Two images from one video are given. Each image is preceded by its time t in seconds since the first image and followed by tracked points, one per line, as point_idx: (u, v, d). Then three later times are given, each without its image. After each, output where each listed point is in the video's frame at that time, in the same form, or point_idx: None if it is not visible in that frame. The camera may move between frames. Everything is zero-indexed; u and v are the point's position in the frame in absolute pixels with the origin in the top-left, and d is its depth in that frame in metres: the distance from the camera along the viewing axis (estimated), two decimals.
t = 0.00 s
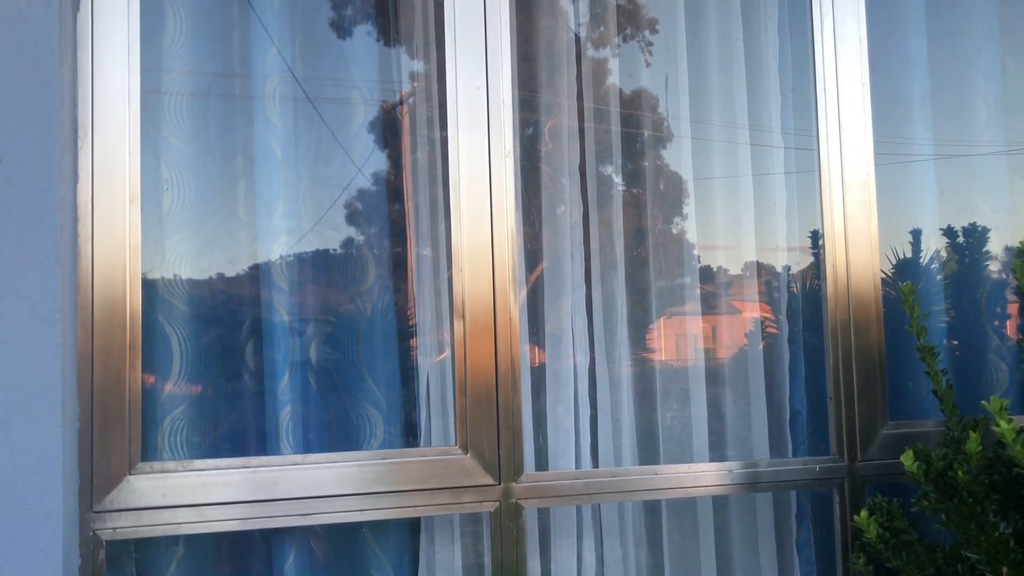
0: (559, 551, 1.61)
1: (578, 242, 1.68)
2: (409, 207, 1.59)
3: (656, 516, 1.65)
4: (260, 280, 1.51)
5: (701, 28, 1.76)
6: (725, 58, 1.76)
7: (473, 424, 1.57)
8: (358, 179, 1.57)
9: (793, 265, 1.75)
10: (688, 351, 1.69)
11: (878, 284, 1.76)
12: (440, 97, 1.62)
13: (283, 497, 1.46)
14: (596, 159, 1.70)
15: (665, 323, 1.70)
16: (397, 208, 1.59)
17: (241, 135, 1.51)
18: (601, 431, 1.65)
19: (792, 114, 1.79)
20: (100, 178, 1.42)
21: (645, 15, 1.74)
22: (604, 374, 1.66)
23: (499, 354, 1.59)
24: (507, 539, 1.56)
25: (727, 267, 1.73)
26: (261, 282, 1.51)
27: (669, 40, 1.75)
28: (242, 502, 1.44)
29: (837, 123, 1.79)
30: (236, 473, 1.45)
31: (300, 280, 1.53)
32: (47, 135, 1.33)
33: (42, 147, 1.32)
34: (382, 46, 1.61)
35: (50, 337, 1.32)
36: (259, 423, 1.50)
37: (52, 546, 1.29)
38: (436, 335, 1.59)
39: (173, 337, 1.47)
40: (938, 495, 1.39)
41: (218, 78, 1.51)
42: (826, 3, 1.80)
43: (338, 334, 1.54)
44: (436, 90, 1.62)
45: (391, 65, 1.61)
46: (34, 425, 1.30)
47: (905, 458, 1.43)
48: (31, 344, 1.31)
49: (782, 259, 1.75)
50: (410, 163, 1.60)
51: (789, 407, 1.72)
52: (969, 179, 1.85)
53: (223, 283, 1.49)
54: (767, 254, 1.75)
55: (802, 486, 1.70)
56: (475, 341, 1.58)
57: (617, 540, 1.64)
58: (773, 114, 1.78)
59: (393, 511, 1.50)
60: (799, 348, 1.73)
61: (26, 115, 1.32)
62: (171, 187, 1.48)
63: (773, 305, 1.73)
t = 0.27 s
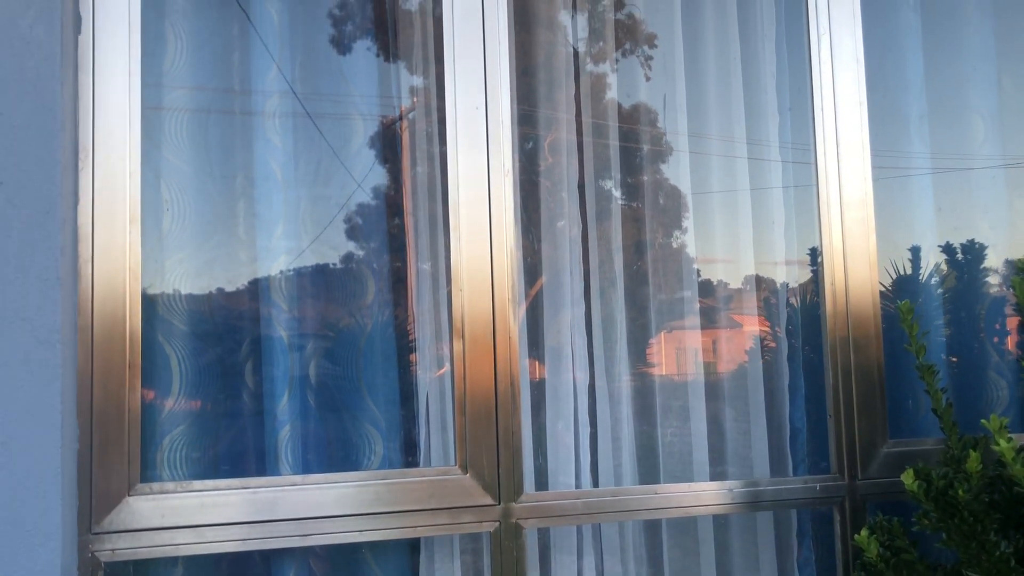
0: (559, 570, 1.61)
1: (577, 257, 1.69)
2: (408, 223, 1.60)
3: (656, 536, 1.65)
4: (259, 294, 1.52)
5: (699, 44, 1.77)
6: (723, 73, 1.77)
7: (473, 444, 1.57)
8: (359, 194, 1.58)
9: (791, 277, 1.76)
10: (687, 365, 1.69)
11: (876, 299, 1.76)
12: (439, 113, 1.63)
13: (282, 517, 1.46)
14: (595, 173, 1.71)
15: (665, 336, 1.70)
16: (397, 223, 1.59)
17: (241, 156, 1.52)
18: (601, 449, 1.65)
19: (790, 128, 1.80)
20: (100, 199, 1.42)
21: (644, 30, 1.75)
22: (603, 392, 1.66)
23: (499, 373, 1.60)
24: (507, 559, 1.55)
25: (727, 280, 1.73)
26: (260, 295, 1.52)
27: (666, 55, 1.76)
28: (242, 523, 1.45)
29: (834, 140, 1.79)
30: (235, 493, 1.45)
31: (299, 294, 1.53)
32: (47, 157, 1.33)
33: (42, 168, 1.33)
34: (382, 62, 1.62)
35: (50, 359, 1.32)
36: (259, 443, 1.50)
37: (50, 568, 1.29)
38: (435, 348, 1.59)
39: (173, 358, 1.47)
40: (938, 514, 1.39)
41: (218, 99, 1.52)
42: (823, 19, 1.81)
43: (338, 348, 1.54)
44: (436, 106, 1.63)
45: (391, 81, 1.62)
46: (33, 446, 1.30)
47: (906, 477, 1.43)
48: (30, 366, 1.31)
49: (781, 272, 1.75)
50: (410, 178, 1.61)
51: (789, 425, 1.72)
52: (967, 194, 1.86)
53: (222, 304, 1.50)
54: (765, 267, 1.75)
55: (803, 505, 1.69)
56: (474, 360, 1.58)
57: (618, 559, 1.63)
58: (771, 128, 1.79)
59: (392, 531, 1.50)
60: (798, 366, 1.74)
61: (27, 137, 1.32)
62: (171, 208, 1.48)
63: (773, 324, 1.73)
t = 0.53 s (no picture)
0: None
1: (576, 275, 1.69)
2: (409, 239, 1.60)
3: (656, 558, 1.64)
4: (259, 309, 1.52)
5: (697, 64, 1.78)
6: (722, 93, 1.78)
7: (472, 467, 1.56)
8: (359, 210, 1.58)
9: (790, 294, 1.76)
10: (687, 382, 1.69)
11: (876, 317, 1.76)
12: (439, 130, 1.64)
13: (280, 539, 1.46)
14: (595, 190, 1.72)
15: (665, 353, 1.70)
16: (397, 239, 1.60)
17: (242, 177, 1.53)
18: (601, 470, 1.65)
19: (789, 144, 1.80)
20: (100, 221, 1.43)
21: (644, 49, 1.76)
22: (602, 412, 1.66)
23: (498, 393, 1.60)
24: None
25: (726, 297, 1.74)
26: (260, 311, 1.52)
27: (666, 73, 1.77)
28: (240, 545, 1.45)
29: (833, 161, 1.80)
30: (233, 515, 1.45)
31: (298, 310, 1.54)
32: (48, 178, 1.34)
33: (44, 189, 1.33)
34: (383, 80, 1.63)
35: (48, 380, 1.32)
36: (257, 464, 1.50)
37: None
38: (434, 364, 1.59)
39: (172, 378, 1.47)
40: (938, 537, 1.39)
41: (219, 120, 1.53)
42: (822, 39, 1.82)
43: (337, 364, 1.55)
44: (436, 122, 1.64)
45: (391, 98, 1.63)
46: (31, 467, 1.30)
47: (905, 499, 1.42)
48: (29, 387, 1.31)
49: (779, 288, 1.76)
50: (410, 193, 1.61)
51: (788, 447, 1.72)
52: (966, 214, 1.86)
53: (222, 325, 1.50)
54: (764, 283, 1.75)
55: (802, 527, 1.69)
56: (473, 381, 1.58)
57: None
58: (769, 147, 1.79)
59: (390, 553, 1.50)
60: (798, 387, 1.73)
61: (28, 159, 1.33)
62: (171, 229, 1.49)
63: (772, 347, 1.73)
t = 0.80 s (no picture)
0: None
1: (577, 294, 1.69)
2: (409, 256, 1.61)
3: None
4: (259, 327, 1.52)
5: (697, 86, 1.79)
6: (722, 116, 1.79)
7: (472, 494, 1.56)
8: (361, 228, 1.59)
9: (790, 314, 1.76)
10: (687, 401, 1.69)
11: (876, 339, 1.77)
12: (439, 149, 1.65)
13: (280, 567, 1.46)
14: (595, 209, 1.72)
15: (667, 373, 1.70)
16: (398, 257, 1.60)
17: (244, 204, 1.54)
18: (601, 496, 1.64)
19: (788, 164, 1.81)
20: (101, 248, 1.43)
21: (645, 69, 1.77)
22: (603, 437, 1.66)
23: (498, 419, 1.60)
24: None
25: (727, 315, 1.74)
26: (260, 330, 1.52)
27: (666, 94, 1.78)
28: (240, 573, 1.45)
29: (833, 188, 1.80)
30: (232, 543, 1.45)
31: (298, 329, 1.54)
32: (50, 206, 1.34)
33: (46, 216, 1.34)
34: (385, 99, 1.63)
35: (49, 408, 1.32)
36: (257, 490, 1.50)
37: None
38: (434, 383, 1.59)
39: (173, 404, 1.47)
40: (942, 567, 1.38)
41: (221, 146, 1.54)
42: (821, 62, 1.83)
43: (337, 382, 1.55)
44: (437, 141, 1.65)
45: (392, 117, 1.63)
46: (31, 496, 1.29)
47: (908, 528, 1.41)
48: (30, 415, 1.30)
49: (779, 307, 1.76)
50: (411, 212, 1.62)
51: (789, 473, 1.72)
52: (965, 238, 1.86)
53: (222, 351, 1.50)
54: (764, 303, 1.75)
55: (803, 555, 1.68)
56: (473, 406, 1.59)
57: None
58: (769, 167, 1.80)
59: None
60: (799, 414, 1.73)
61: (31, 187, 1.33)
62: (172, 255, 1.49)
63: (772, 373, 1.73)
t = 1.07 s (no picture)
0: None
1: (577, 312, 1.69)
2: (410, 274, 1.61)
3: None
4: (259, 343, 1.53)
5: (697, 106, 1.80)
6: (721, 136, 1.79)
7: (471, 520, 1.56)
8: (361, 246, 1.59)
9: (791, 331, 1.76)
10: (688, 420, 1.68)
11: (876, 355, 1.77)
12: (439, 166, 1.65)
13: None
14: (595, 226, 1.72)
15: (668, 391, 1.69)
16: (398, 275, 1.61)
17: (244, 230, 1.54)
18: (601, 519, 1.63)
19: (788, 180, 1.81)
20: (101, 272, 1.44)
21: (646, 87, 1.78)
22: (603, 459, 1.65)
23: (498, 442, 1.59)
24: None
25: (727, 332, 1.73)
26: (259, 346, 1.53)
27: (666, 112, 1.78)
28: None
29: (832, 211, 1.80)
30: (230, 567, 1.46)
31: (298, 345, 1.55)
32: (51, 232, 1.34)
33: (47, 242, 1.34)
34: (386, 117, 1.65)
35: (48, 433, 1.32)
36: (255, 516, 1.50)
37: None
38: (433, 401, 1.59)
39: (173, 427, 1.48)
40: None
41: (222, 170, 1.55)
42: (819, 83, 1.84)
43: (336, 401, 1.55)
44: (437, 159, 1.66)
45: (392, 135, 1.65)
46: (30, 523, 1.29)
47: (910, 553, 1.39)
48: (29, 441, 1.30)
49: (780, 323, 1.76)
50: (411, 230, 1.62)
51: (790, 497, 1.71)
52: (965, 257, 1.86)
53: (222, 375, 1.51)
54: (764, 320, 1.75)
55: None
56: (473, 429, 1.58)
57: None
58: (768, 185, 1.80)
59: None
60: (800, 437, 1.72)
61: (32, 212, 1.34)
62: (172, 279, 1.50)
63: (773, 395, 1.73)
